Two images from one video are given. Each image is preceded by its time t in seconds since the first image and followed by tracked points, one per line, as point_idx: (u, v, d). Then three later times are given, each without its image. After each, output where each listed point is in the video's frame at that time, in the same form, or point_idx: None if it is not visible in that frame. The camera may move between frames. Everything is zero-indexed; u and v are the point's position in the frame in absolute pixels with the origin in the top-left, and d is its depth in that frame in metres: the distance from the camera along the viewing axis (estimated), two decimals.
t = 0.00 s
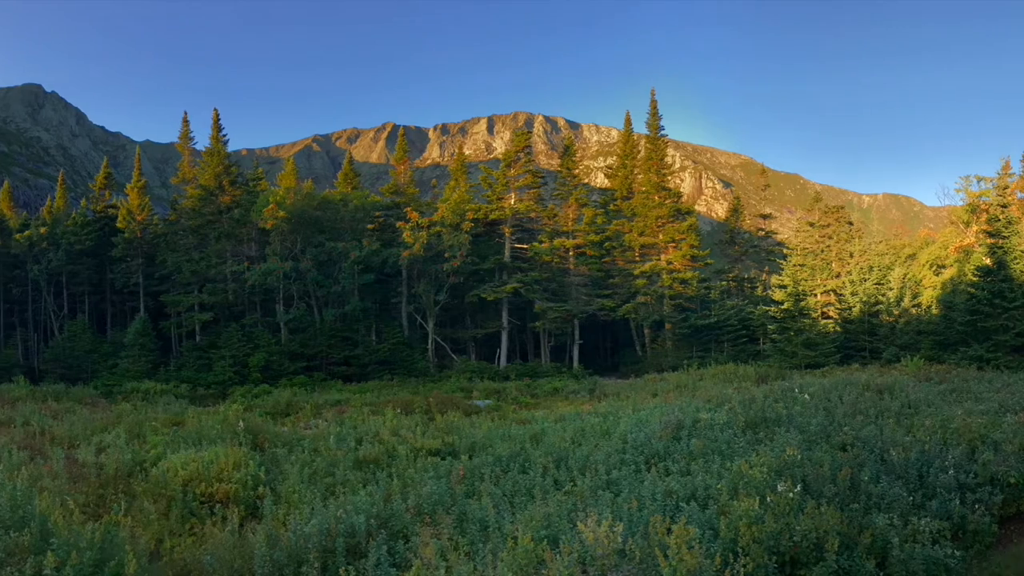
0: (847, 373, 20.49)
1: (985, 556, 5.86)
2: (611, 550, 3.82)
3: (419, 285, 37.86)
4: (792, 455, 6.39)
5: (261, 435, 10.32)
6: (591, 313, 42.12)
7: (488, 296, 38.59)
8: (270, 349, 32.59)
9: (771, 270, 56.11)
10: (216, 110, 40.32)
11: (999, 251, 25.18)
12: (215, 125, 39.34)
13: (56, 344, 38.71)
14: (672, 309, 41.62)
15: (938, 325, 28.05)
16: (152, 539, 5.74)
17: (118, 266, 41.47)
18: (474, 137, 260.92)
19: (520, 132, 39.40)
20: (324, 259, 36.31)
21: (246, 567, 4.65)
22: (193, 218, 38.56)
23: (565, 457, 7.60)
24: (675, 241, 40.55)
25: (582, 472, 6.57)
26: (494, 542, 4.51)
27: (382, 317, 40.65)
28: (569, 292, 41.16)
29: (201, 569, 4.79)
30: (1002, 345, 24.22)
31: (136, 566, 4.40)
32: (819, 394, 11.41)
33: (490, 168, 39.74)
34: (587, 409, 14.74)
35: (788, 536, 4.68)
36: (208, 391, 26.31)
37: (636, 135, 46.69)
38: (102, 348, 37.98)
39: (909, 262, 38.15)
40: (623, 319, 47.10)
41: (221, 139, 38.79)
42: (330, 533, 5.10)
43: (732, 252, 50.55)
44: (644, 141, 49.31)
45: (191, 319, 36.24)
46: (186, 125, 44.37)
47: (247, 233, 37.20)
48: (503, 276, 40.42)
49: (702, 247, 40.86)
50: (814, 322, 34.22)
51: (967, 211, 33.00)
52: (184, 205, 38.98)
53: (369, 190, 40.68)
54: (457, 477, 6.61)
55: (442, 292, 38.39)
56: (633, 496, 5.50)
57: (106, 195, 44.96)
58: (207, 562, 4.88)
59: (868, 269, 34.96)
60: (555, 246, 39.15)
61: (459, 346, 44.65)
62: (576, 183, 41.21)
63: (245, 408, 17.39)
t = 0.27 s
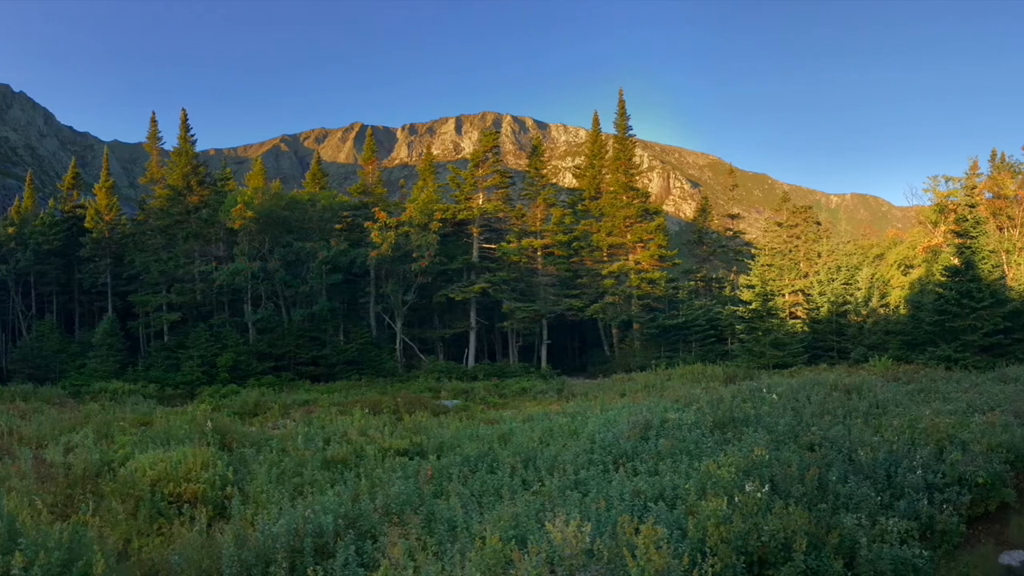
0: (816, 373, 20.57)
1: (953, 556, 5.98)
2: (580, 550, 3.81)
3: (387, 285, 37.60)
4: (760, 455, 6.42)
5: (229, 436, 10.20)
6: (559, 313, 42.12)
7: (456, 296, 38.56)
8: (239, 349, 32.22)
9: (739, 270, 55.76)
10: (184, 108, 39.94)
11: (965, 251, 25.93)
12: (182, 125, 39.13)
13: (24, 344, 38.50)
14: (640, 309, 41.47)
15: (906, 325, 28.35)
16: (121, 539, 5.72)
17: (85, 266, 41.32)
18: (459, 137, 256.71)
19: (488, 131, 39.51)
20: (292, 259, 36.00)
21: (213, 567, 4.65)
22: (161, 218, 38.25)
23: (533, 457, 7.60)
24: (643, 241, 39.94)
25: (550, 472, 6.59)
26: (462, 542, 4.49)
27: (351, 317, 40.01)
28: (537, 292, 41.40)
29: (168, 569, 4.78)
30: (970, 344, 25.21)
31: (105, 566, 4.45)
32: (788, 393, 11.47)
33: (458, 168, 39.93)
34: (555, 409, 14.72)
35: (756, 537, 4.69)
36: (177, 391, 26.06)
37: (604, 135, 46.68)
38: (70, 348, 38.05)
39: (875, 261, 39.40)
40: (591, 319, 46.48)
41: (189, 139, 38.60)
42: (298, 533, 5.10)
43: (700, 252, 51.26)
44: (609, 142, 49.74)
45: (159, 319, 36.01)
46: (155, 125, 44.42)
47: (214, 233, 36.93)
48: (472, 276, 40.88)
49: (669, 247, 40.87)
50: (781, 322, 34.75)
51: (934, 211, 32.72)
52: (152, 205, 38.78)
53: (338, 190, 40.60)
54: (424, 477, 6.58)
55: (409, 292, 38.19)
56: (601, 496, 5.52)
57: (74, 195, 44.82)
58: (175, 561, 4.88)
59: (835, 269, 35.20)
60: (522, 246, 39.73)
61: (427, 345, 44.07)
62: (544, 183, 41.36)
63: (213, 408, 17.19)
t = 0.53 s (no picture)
0: (783, 373, 20.65)
1: (921, 556, 6.02)
2: (548, 550, 3.82)
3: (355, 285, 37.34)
4: (728, 455, 6.45)
5: (197, 435, 10.10)
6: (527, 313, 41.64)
7: (424, 297, 37.97)
8: (207, 350, 31.97)
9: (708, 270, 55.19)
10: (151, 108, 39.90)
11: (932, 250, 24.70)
12: (150, 125, 38.95)
13: None
14: (609, 309, 40.90)
15: (874, 325, 27.32)
16: (89, 539, 5.71)
17: (52, 267, 41.05)
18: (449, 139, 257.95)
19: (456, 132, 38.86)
20: (260, 259, 35.76)
21: (181, 567, 4.63)
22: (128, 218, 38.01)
23: (500, 457, 7.62)
24: (611, 242, 39.90)
25: (517, 472, 6.60)
26: (430, 542, 4.49)
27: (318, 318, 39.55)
28: (506, 293, 40.69)
29: (136, 569, 4.77)
30: (938, 345, 23.86)
31: (72, 566, 4.47)
32: (756, 394, 11.62)
33: (425, 168, 38.94)
34: (523, 409, 14.69)
35: (724, 536, 4.70)
36: (145, 391, 25.66)
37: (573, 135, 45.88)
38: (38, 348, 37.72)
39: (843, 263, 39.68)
40: (559, 319, 46.01)
41: (157, 139, 38.45)
42: (265, 533, 5.10)
43: (669, 252, 49.73)
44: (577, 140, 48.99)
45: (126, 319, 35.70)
46: (123, 126, 44.47)
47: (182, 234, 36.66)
48: (439, 276, 39.92)
49: (639, 247, 40.31)
50: (748, 323, 32.77)
51: (903, 211, 35.01)
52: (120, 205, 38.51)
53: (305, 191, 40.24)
54: (392, 477, 6.55)
55: (377, 292, 37.91)
56: (569, 496, 5.54)
57: (42, 195, 44.69)
58: (143, 562, 4.87)
59: (804, 269, 34.99)
60: (490, 246, 38.88)
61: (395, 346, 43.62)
62: (512, 183, 41.05)
63: (179, 408, 16.93)
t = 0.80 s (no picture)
0: (751, 373, 20.82)
1: (888, 557, 6.10)
2: (515, 550, 3.83)
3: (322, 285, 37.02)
4: (696, 454, 6.51)
5: (164, 435, 10.09)
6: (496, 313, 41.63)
7: (393, 297, 37.64)
8: (175, 350, 31.36)
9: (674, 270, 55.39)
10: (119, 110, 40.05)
11: (900, 250, 26.21)
12: (120, 125, 38.80)
13: None
14: (576, 309, 41.17)
15: (841, 325, 28.03)
16: (55, 539, 5.69)
17: (19, 267, 40.62)
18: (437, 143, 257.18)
19: (424, 131, 38.35)
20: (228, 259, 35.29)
21: (149, 567, 4.62)
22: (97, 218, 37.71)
23: (467, 455, 7.70)
24: (579, 241, 40.00)
25: (484, 472, 6.63)
26: (397, 542, 4.47)
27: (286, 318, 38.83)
28: (473, 292, 40.71)
29: (103, 570, 4.74)
30: (905, 345, 25.37)
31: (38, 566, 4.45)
32: (724, 393, 11.76)
33: (394, 167, 38.50)
34: (491, 409, 14.72)
35: (692, 536, 4.71)
36: (113, 391, 25.33)
37: (537, 135, 45.88)
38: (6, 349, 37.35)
39: (812, 262, 38.90)
40: (527, 319, 45.96)
41: (125, 139, 38.25)
42: (233, 533, 5.08)
43: (637, 252, 50.21)
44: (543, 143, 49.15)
45: (95, 319, 35.29)
46: (91, 126, 44.43)
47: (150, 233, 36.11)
48: (408, 276, 39.87)
49: (606, 247, 40.81)
50: (717, 322, 34.41)
51: (871, 211, 33.37)
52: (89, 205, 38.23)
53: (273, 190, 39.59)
54: (360, 477, 6.55)
55: (346, 292, 37.68)
56: (537, 496, 5.56)
57: (8, 195, 44.46)
58: (110, 562, 4.85)
59: (772, 269, 34.32)
60: (459, 246, 38.85)
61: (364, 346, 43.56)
62: (479, 184, 40.92)
63: (147, 409, 16.75)
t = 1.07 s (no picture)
0: (720, 373, 20.89)
1: (857, 556, 6.36)
2: (483, 550, 3.89)
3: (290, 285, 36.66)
4: (664, 455, 6.68)
5: (133, 435, 9.98)
6: (464, 314, 40.83)
7: (360, 297, 37.06)
8: (143, 349, 30.75)
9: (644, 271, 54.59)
10: (86, 110, 39.74)
11: (869, 250, 25.11)
12: (87, 125, 38.54)
13: None
14: (545, 309, 40.32)
15: (811, 324, 27.68)
16: (22, 541, 5.66)
17: None
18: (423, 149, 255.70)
19: (392, 131, 37.84)
20: (196, 259, 34.98)
21: (118, 567, 4.64)
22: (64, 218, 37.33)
23: (435, 455, 7.78)
24: (547, 241, 39.51)
25: (452, 472, 6.69)
26: (366, 542, 4.49)
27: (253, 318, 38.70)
28: (441, 293, 40.06)
29: (73, 570, 4.75)
30: (874, 345, 24.36)
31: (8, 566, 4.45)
32: (691, 393, 11.91)
33: (361, 167, 37.86)
34: (460, 409, 14.69)
35: (660, 537, 4.79)
36: (80, 391, 24.99)
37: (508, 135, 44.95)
38: None
39: (779, 263, 38.44)
40: (494, 319, 45.22)
41: (93, 139, 37.95)
42: (202, 533, 5.10)
43: (604, 252, 48.38)
44: (512, 138, 48.17)
45: (62, 319, 34.68)
46: (58, 126, 44.39)
47: (118, 233, 35.88)
48: (376, 276, 39.17)
49: (574, 247, 40.01)
50: (685, 322, 32.92)
51: (839, 211, 34.04)
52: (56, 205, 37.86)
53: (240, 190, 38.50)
54: (330, 478, 6.58)
55: (313, 292, 36.98)
56: (505, 496, 5.62)
57: None
58: (80, 562, 4.85)
59: (739, 269, 34.11)
60: (427, 246, 38.08)
61: (331, 345, 42.62)
62: (448, 184, 40.07)
63: (114, 408, 16.64)
